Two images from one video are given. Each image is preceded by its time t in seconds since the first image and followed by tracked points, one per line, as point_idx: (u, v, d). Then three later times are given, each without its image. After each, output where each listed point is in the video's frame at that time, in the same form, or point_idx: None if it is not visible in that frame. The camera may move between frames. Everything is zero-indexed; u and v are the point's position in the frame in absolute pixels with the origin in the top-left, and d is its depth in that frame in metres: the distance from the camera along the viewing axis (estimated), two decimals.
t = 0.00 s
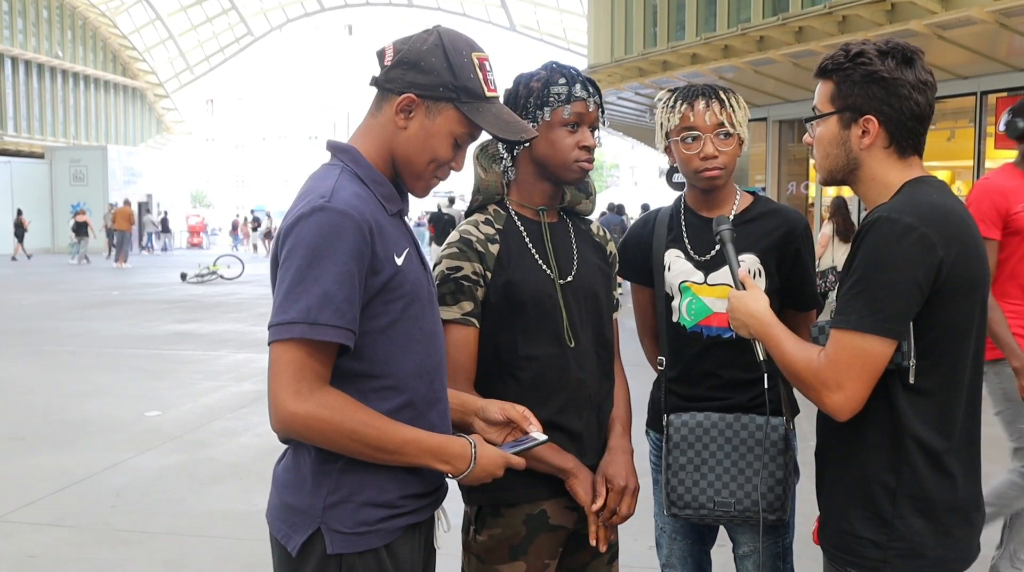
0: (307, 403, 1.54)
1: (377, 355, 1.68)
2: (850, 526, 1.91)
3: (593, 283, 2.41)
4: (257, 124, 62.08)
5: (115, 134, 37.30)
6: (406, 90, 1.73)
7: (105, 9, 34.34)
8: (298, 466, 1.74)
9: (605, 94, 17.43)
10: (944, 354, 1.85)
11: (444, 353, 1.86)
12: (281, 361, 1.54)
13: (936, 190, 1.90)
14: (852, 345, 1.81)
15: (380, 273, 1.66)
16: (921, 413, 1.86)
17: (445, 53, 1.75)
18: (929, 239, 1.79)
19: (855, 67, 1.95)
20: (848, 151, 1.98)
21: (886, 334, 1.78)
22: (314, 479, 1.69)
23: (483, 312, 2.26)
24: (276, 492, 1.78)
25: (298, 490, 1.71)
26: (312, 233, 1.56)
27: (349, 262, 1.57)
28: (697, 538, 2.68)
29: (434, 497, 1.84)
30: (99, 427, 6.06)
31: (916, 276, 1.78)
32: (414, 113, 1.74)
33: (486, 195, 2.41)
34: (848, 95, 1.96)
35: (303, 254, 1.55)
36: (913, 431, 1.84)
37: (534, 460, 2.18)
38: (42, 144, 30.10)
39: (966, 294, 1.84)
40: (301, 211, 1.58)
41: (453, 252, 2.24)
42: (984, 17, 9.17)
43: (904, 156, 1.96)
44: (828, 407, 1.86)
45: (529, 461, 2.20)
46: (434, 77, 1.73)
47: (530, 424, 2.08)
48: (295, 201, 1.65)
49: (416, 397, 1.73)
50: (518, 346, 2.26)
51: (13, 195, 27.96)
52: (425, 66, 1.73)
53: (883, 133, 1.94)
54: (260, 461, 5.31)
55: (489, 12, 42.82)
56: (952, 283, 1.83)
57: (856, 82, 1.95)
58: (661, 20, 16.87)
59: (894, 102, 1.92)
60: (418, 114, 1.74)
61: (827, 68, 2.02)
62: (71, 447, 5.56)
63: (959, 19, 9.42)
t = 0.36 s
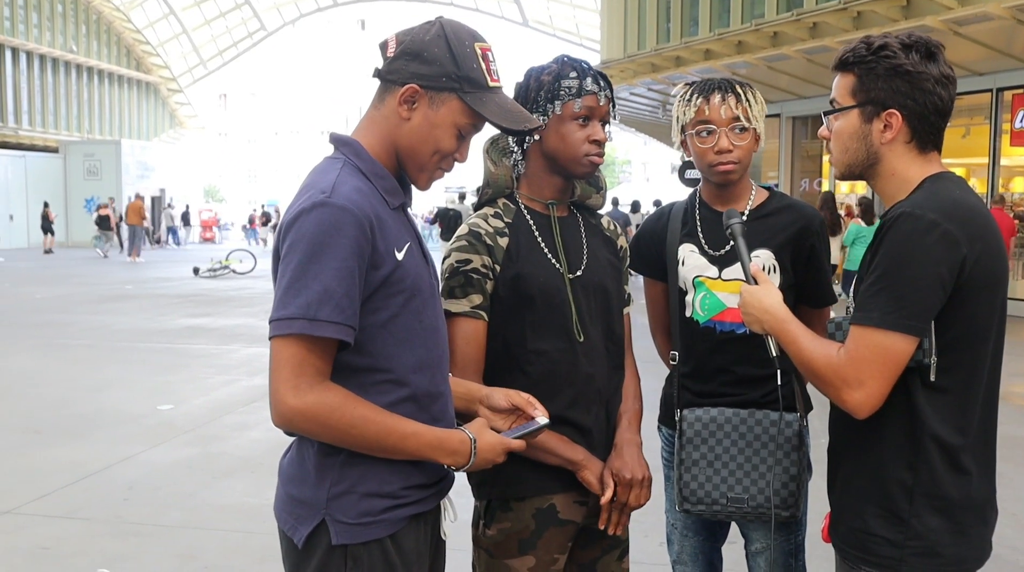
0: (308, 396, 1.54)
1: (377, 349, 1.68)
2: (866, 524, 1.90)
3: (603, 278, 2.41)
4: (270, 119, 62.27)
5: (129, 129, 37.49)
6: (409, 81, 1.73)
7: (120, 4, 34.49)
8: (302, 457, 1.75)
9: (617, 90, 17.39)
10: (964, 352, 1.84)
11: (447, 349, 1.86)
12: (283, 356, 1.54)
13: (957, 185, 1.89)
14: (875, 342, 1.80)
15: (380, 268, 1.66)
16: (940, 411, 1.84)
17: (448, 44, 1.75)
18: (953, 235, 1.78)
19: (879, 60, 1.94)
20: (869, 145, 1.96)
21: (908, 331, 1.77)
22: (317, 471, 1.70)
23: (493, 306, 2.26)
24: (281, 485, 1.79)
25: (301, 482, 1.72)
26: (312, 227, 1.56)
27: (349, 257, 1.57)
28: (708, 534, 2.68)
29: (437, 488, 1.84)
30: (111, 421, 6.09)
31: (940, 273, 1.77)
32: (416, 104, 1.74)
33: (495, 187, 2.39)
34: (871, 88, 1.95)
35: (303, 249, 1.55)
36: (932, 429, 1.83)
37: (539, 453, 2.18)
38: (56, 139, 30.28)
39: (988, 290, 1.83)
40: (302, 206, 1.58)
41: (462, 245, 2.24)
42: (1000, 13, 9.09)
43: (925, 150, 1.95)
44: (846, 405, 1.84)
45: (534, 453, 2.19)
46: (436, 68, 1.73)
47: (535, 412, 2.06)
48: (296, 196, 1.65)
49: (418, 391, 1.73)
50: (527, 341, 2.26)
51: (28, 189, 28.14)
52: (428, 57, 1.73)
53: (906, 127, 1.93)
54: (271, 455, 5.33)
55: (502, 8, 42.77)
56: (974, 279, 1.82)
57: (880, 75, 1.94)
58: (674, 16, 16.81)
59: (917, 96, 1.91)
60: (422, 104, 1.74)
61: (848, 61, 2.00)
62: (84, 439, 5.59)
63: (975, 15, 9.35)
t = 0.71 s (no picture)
0: (317, 396, 1.56)
1: (387, 347, 1.70)
2: (870, 523, 1.91)
3: (605, 275, 2.42)
4: (274, 114, 62.33)
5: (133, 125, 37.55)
6: (404, 73, 1.75)
7: None
8: (315, 454, 1.77)
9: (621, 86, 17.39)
10: (969, 350, 1.86)
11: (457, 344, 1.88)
12: (291, 355, 1.56)
13: (964, 183, 1.91)
14: (881, 340, 1.81)
15: (388, 266, 1.67)
16: (945, 409, 1.86)
17: (425, 26, 1.77)
18: (960, 232, 1.80)
19: (887, 56, 1.95)
20: (876, 141, 1.97)
21: (914, 329, 1.78)
22: (331, 466, 1.71)
23: (496, 303, 2.28)
24: (295, 481, 1.81)
25: (315, 478, 1.74)
26: (318, 227, 1.57)
27: (356, 256, 1.58)
28: (711, 531, 2.69)
29: (449, 485, 1.86)
30: (115, 416, 6.12)
31: (947, 270, 1.78)
32: (419, 92, 1.76)
33: (498, 184, 2.41)
34: (879, 85, 1.96)
35: (310, 248, 1.57)
36: (936, 427, 1.85)
37: (548, 448, 2.20)
38: (61, 134, 30.34)
39: (994, 289, 1.85)
40: (308, 206, 1.59)
41: (464, 242, 2.26)
42: (1005, 10, 9.08)
43: (931, 148, 1.96)
44: (853, 403, 1.84)
45: (543, 449, 2.21)
46: (425, 51, 1.75)
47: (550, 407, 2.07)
48: (303, 195, 1.67)
49: (430, 387, 1.75)
50: (530, 338, 2.28)
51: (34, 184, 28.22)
52: (412, 44, 1.75)
53: (914, 124, 1.94)
54: (275, 450, 5.35)
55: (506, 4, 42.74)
56: (981, 277, 1.83)
57: (889, 71, 1.94)
58: (678, 12, 16.79)
59: (925, 94, 1.92)
60: (423, 91, 1.76)
61: (855, 57, 2.01)
62: (89, 434, 5.63)
63: (980, 12, 9.32)
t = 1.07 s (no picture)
0: (326, 409, 1.57)
1: (394, 359, 1.70)
2: (872, 534, 1.91)
3: (608, 287, 2.43)
4: (277, 123, 62.49)
5: (136, 133, 37.67)
6: (405, 80, 1.76)
7: (128, 9, 34.72)
8: (322, 466, 1.77)
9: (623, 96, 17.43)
10: (973, 362, 1.86)
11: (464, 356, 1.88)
12: (300, 367, 1.57)
13: (966, 196, 1.91)
14: (885, 353, 1.81)
15: (396, 279, 1.68)
16: (947, 422, 1.86)
17: (416, 30, 1.77)
18: (964, 245, 1.80)
19: (889, 68, 1.96)
20: (877, 153, 1.97)
21: (917, 342, 1.79)
22: (338, 480, 1.72)
23: (499, 314, 2.28)
24: (302, 493, 1.81)
25: (322, 491, 1.75)
26: (328, 240, 1.58)
27: (365, 268, 1.59)
28: (714, 541, 2.69)
29: (457, 497, 1.85)
30: (118, 424, 6.13)
31: (950, 283, 1.79)
32: (422, 96, 1.77)
33: (500, 197, 2.44)
34: (880, 96, 1.96)
35: (320, 262, 1.57)
36: (938, 440, 1.85)
37: (553, 460, 2.19)
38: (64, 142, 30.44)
39: (997, 302, 1.85)
40: (319, 219, 1.60)
41: (468, 254, 2.26)
42: (1005, 21, 9.10)
43: (932, 160, 1.97)
44: (858, 416, 1.84)
45: (548, 460, 2.21)
46: (421, 54, 1.76)
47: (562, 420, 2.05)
48: (314, 209, 1.67)
49: (437, 399, 1.75)
50: (533, 349, 2.28)
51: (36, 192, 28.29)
52: (407, 51, 1.76)
53: (915, 136, 1.95)
54: (277, 459, 5.35)
55: (508, 14, 42.89)
56: (984, 290, 1.84)
57: (890, 83, 1.96)
58: (679, 22, 16.84)
59: (926, 105, 1.93)
60: (427, 95, 1.77)
61: (857, 68, 2.02)
62: (92, 443, 5.63)
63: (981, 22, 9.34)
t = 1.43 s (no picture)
0: (310, 417, 1.55)
1: (382, 370, 1.68)
2: (866, 546, 1.89)
3: (600, 299, 2.41)
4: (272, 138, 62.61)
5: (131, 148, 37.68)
6: (383, 86, 1.76)
7: (124, 25, 34.80)
8: (302, 478, 1.75)
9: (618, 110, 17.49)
10: (967, 375, 1.85)
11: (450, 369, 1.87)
12: (286, 376, 1.55)
13: (960, 207, 1.91)
14: (879, 363, 1.80)
15: (386, 290, 1.66)
16: (941, 433, 1.85)
17: (385, 36, 1.77)
18: (959, 256, 1.79)
19: (884, 79, 1.96)
20: (872, 163, 1.97)
21: (912, 352, 1.77)
22: (318, 492, 1.70)
23: (491, 325, 2.27)
24: (282, 504, 1.79)
25: (302, 503, 1.72)
26: (321, 248, 1.57)
27: (358, 279, 1.57)
28: (704, 552, 2.67)
29: (437, 510, 1.84)
30: (110, 438, 6.08)
31: (945, 293, 1.78)
32: (403, 99, 1.77)
33: (493, 209, 2.43)
34: (875, 106, 1.96)
35: (312, 271, 1.56)
36: (933, 452, 1.83)
37: (538, 474, 2.17)
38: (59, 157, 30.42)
39: (991, 314, 1.85)
40: (312, 227, 1.58)
41: (460, 265, 2.25)
42: (997, 35, 9.15)
43: (926, 171, 1.96)
44: (850, 426, 1.83)
45: (533, 474, 2.19)
46: (394, 58, 1.75)
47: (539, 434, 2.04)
48: (306, 217, 1.65)
49: (421, 412, 1.74)
50: (525, 360, 2.26)
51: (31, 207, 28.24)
52: (379, 57, 1.75)
53: (910, 146, 1.94)
54: (270, 473, 5.31)
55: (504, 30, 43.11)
56: (978, 301, 1.83)
57: (885, 93, 1.95)
58: (674, 36, 16.92)
59: (922, 116, 1.93)
60: (406, 97, 1.77)
61: (852, 78, 2.02)
62: (85, 457, 5.59)
63: (973, 36, 9.39)
